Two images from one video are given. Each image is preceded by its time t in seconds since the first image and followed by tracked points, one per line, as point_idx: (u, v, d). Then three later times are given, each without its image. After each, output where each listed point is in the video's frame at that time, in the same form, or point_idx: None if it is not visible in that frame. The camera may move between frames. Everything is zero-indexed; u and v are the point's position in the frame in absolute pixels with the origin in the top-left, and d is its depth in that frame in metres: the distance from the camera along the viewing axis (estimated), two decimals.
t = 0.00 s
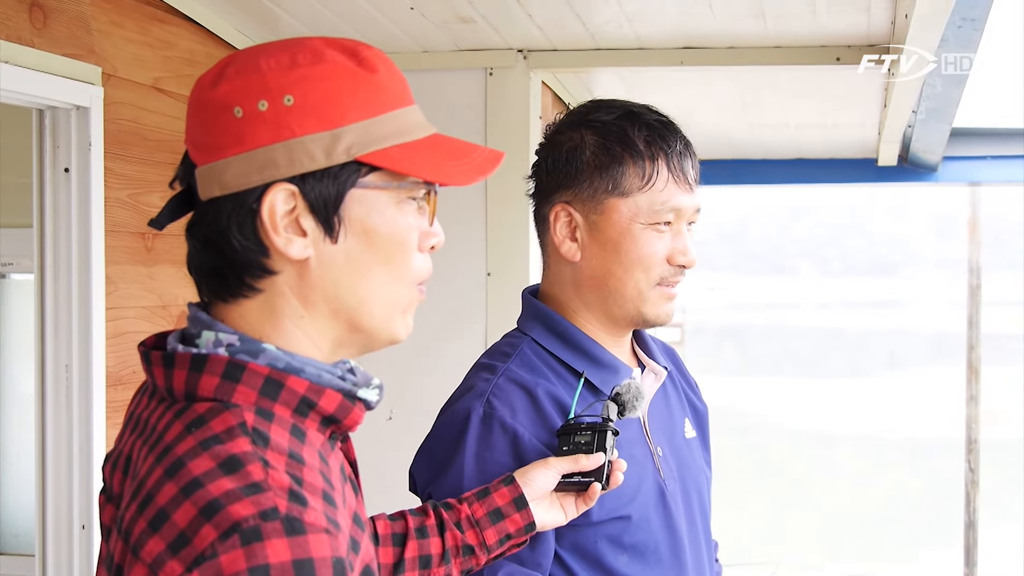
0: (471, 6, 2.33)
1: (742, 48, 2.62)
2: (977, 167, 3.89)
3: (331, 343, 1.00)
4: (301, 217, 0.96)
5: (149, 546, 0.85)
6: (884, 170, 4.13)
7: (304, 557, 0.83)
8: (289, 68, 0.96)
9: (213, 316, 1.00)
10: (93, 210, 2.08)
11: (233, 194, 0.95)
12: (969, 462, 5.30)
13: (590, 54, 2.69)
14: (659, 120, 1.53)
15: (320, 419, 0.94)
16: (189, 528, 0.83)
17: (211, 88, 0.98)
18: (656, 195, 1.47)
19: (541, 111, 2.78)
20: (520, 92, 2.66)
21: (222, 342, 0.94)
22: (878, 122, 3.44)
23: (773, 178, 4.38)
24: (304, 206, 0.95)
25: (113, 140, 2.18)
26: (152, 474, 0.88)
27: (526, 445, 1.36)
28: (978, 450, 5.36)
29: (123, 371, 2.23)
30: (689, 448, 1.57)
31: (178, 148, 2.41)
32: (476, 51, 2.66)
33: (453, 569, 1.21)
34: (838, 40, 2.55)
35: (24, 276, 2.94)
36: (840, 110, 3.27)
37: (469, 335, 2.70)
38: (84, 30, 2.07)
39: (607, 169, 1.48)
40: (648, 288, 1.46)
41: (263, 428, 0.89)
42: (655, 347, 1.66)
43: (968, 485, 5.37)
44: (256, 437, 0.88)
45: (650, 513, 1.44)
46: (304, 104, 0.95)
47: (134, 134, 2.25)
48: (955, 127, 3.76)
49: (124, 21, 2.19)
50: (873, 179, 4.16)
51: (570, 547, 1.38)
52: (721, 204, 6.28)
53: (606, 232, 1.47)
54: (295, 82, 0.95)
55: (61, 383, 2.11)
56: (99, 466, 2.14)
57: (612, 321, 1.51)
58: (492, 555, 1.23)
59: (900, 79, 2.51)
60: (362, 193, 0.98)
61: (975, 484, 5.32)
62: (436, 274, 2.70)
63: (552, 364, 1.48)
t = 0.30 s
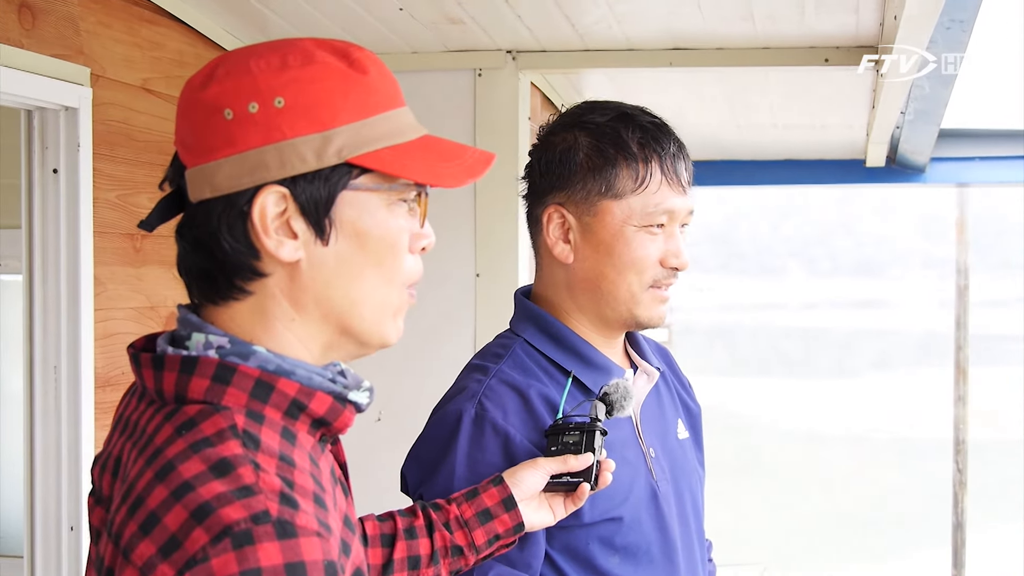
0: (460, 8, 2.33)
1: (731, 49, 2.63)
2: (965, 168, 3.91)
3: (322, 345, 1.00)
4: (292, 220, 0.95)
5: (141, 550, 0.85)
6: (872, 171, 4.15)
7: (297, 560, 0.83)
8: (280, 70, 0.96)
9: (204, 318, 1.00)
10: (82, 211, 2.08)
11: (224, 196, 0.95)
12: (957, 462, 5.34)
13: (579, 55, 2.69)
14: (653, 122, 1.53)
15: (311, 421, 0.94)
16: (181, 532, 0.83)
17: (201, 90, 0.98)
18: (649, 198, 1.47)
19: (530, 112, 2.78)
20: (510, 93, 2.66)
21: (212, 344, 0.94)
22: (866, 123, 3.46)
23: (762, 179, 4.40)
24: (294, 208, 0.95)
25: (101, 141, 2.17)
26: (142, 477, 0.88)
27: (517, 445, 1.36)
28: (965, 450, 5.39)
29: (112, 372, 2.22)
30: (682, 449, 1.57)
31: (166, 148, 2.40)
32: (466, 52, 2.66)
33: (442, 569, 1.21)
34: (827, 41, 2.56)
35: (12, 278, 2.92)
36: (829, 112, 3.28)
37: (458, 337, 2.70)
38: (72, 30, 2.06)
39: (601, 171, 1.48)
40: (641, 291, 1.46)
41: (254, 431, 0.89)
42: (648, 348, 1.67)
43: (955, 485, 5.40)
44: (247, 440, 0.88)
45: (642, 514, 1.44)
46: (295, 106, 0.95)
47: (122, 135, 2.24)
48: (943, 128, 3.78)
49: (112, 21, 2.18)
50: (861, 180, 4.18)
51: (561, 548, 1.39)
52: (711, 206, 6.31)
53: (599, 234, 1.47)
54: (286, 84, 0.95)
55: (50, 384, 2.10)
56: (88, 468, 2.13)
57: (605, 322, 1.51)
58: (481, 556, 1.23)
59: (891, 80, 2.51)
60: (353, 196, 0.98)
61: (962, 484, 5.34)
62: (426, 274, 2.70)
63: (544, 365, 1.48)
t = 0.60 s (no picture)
0: (456, 8, 2.33)
1: (726, 50, 2.64)
2: (961, 170, 3.91)
3: (319, 350, 1.00)
4: (296, 225, 0.96)
5: (139, 549, 0.85)
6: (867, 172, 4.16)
7: (295, 556, 0.83)
8: (295, 75, 0.97)
9: (200, 317, 1.00)
10: (79, 212, 2.08)
11: (230, 196, 0.95)
12: (953, 463, 5.34)
13: (575, 56, 2.70)
14: (655, 125, 1.54)
15: (306, 420, 0.95)
16: (179, 531, 0.84)
17: (216, 88, 0.98)
18: (650, 201, 1.48)
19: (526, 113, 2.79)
20: (506, 93, 2.66)
21: (206, 344, 0.93)
22: (862, 124, 3.47)
23: (758, 180, 4.40)
24: (299, 213, 0.95)
25: (99, 142, 2.17)
26: (139, 476, 0.89)
27: (516, 446, 1.37)
28: (961, 451, 5.40)
29: (109, 373, 2.22)
30: (682, 450, 1.58)
31: (163, 150, 2.40)
32: (461, 53, 2.67)
33: (436, 568, 1.23)
34: (822, 42, 2.57)
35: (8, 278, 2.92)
36: (823, 113, 3.29)
37: (455, 337, 2.70)
38: (69, 31, 2.07)
39: (602, 173, 1.49)
40: (641, 294, 1.46)
41: (250, 429, 0.89)
42: (648, 350, 1.67)
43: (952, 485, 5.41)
44: (243, 438, 0.88)
45: (641, 516, 1.45)
46: (308, 113, 0.96)
47: (119, 135, 2.24)
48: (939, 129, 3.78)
49: (109, 23, 2.18)
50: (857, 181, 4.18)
51: (559, 548, 1.39)
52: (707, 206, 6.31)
53: (600, 236, 1.48)
54: (300, 89, 0.96)
55: (46, 385, 2.11)
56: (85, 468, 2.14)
57: (604, 324, 1.51)
58: (477, 555, 1.24)
59: (889, 79, 2.51)
60: (359, 206, 0.98)
61: (959, 485, 5.35)
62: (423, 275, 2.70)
63: (543, 366, 1.49)
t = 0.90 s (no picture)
0: (461, 9, 2.33)
1: (731, 51, 2.64)
2: (966, 171, 3.90)
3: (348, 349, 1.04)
4: (353, 242, 0.98)
5: (149, 548, 0.86)
6: (872, 173, 4.15)
7: (306, 550, 0.84)
8: (352, 94, 0.97)
9: (206, 317, 1.00)
10: (85, 212, 2.09)
11: (291, 218, 0.95)
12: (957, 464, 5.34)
13: (580, 57, 2.70)
14: (662, 129, 1.52)
15: (312, 418, 0.95)
16: (188, 531, 0.85)
17: (264, 103, 0.95)
18: (647, 205, 1.46)
19: (530, 113, 2.79)
20: (510, 94, 2.66)
21: (214, 343, 0.95)
22: (866, 125, 3.46)
23: (763, 180, 4.41)
24: (357, 230, 0.97)
25: (104, 142, 2.18)
26: (146, 474, 0.89)
27: (520, 445, 1.37)
28: (966, 452, 5.39)
29: (114, 373, 2.23)
30: (686, 452, 1.58)
31: (169, 150, 2.40)
32: (467, 54, 2.67)
33: (443, 566, 1.22)
34: (826, 44, 2.57)
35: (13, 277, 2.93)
36: (827, 113, 3.28)
37: (459, 338, 2.70)
38: (75, 32, 2.08)
39: (601, 175, 1.48)
40: (636, 297, 1.46)
41: (256, 428, 0.89)
42: (654, 351, 1.67)
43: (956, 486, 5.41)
44: (250, 436, 0.88)
45: (644, 516, 1.45)
46: (368, 133, 0.97)
47: (124, 136, 2.24)
48: (944, 130, 3.78)
49: (114, 23, 2.19)
50: (862, 182, 4.18)
51: (563, 548, 1.39)
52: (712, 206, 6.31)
53: (596, 237, 1.47)
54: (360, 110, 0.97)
55: (52, 385, 2.11)
56: (91, 468, 2.14)
57: (602, 325, 1.51)
58: (483, 552, 1.24)
59: (893, 80, 2.51)
60: (406, 218, 1.02)
61: (963, 486, 5.35)
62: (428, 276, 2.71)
63: (549, 366, 1.49)
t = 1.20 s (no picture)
0: (465, 9, 2.33)
1: (735, 50, 2.64)
2: (969, 170, 3.91)
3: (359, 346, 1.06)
4: (373, 242, 1.00)
5: (159, 546, 0.86)
6: (876, 173, 4.15)
7: (317, 554, 0.84)
8: (374, 95, 0.99)
9: (217, 317, 1.01)
10: (90, 211, 2.09)
11: (317, 218, 0.96)
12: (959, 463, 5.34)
13: (584, 57, 2.70)
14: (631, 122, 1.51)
15: (322, 418, 0.96)
16: (200, 530, 0.85)
17: (289, 105, 0.96)
18: (593, 198, 1.47)
19: (534, 113, 2.79)
20: (514, 94, 2.67)
21: (225, 342, 0.96)
22: (870, 125, 3.46)
23: (767, 180, 4.41)
24: (378, 230, 1.00)
25: (109, 141, 2.18)
26: (158, 472, 0.89)
27: (515, 437, 1.38)
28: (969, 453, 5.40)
29: (119, 372, 2.23)
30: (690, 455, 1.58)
31: (173, 149, 2.40)
32: (471, 54, 2.67)
33: (447, 562, 1.26)
34: (830, 44, 2.57)
35: (20, 278, 2.94)
36: (831, 113, 3.28)
37: (463, 338, 2.70)
38: (81, 31, 2.08)
39: (564, 171, 1.52)
40: (587, 292, 1.47)
41: (268, 428, 0.90)
42: (666, 354, 1.67)
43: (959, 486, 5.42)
44: (261, 437, 0.89)
45: (641, 516, 1.44)
46: (389, 134, 1.00)
47: (129, 135, 2.25)
48: (948, 130, 3.78)
49: (119, 23, 2.19)
50: (866, 182, 4.18)
51: (557, 544, 1.39)
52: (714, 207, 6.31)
53: (554, 231, 1.52)
54: (382, 111, 0.99)
55: (57, 384, 2.12)
56: (96, 467, 2.15)
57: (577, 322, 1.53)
58: (486, 547, 1.28)
59: (896, 80, 2.51)
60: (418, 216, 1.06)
61: (966, 486, 5.35)
62: (432, 275, 2.71)
63: (550, 360, 1.48)
